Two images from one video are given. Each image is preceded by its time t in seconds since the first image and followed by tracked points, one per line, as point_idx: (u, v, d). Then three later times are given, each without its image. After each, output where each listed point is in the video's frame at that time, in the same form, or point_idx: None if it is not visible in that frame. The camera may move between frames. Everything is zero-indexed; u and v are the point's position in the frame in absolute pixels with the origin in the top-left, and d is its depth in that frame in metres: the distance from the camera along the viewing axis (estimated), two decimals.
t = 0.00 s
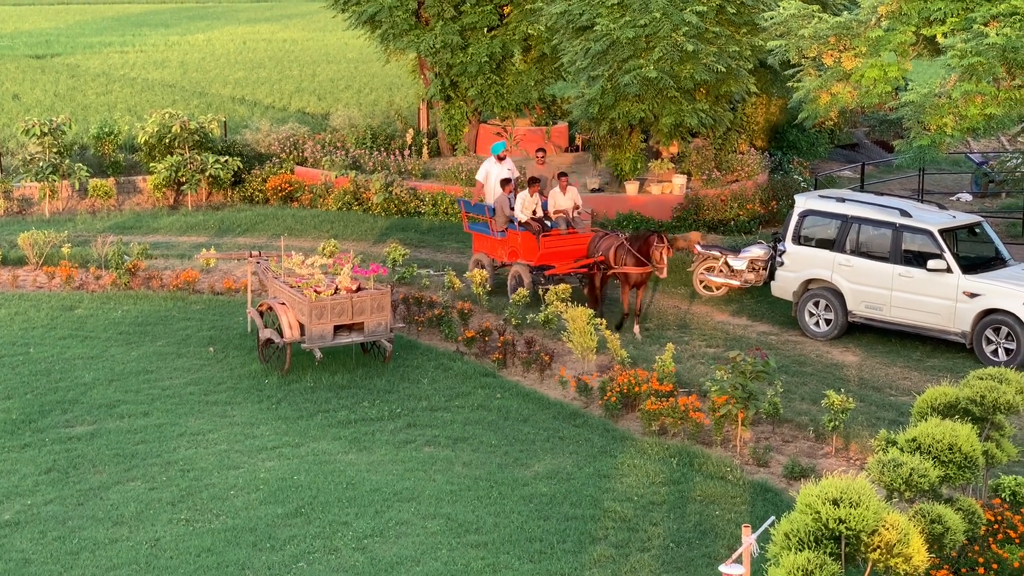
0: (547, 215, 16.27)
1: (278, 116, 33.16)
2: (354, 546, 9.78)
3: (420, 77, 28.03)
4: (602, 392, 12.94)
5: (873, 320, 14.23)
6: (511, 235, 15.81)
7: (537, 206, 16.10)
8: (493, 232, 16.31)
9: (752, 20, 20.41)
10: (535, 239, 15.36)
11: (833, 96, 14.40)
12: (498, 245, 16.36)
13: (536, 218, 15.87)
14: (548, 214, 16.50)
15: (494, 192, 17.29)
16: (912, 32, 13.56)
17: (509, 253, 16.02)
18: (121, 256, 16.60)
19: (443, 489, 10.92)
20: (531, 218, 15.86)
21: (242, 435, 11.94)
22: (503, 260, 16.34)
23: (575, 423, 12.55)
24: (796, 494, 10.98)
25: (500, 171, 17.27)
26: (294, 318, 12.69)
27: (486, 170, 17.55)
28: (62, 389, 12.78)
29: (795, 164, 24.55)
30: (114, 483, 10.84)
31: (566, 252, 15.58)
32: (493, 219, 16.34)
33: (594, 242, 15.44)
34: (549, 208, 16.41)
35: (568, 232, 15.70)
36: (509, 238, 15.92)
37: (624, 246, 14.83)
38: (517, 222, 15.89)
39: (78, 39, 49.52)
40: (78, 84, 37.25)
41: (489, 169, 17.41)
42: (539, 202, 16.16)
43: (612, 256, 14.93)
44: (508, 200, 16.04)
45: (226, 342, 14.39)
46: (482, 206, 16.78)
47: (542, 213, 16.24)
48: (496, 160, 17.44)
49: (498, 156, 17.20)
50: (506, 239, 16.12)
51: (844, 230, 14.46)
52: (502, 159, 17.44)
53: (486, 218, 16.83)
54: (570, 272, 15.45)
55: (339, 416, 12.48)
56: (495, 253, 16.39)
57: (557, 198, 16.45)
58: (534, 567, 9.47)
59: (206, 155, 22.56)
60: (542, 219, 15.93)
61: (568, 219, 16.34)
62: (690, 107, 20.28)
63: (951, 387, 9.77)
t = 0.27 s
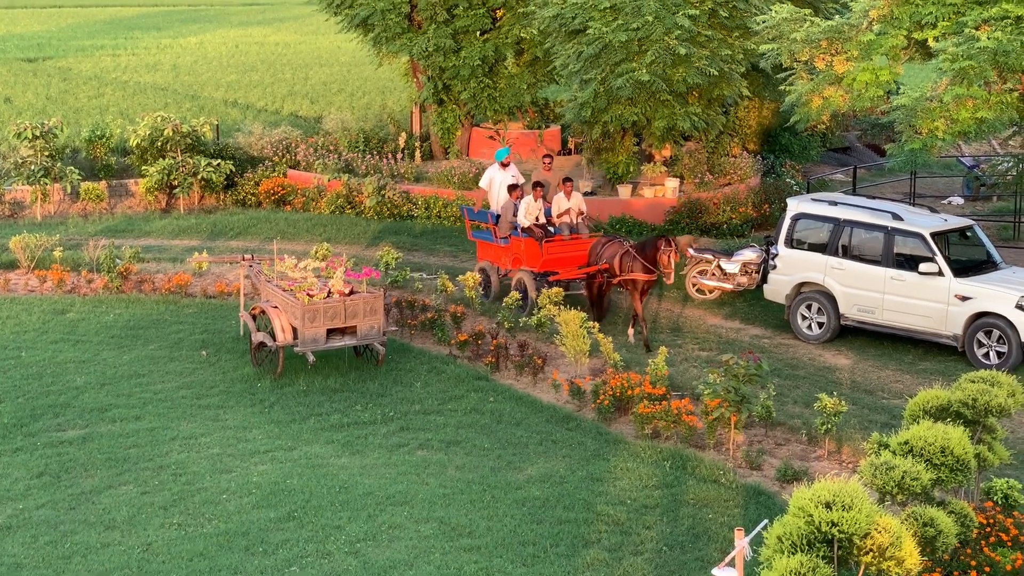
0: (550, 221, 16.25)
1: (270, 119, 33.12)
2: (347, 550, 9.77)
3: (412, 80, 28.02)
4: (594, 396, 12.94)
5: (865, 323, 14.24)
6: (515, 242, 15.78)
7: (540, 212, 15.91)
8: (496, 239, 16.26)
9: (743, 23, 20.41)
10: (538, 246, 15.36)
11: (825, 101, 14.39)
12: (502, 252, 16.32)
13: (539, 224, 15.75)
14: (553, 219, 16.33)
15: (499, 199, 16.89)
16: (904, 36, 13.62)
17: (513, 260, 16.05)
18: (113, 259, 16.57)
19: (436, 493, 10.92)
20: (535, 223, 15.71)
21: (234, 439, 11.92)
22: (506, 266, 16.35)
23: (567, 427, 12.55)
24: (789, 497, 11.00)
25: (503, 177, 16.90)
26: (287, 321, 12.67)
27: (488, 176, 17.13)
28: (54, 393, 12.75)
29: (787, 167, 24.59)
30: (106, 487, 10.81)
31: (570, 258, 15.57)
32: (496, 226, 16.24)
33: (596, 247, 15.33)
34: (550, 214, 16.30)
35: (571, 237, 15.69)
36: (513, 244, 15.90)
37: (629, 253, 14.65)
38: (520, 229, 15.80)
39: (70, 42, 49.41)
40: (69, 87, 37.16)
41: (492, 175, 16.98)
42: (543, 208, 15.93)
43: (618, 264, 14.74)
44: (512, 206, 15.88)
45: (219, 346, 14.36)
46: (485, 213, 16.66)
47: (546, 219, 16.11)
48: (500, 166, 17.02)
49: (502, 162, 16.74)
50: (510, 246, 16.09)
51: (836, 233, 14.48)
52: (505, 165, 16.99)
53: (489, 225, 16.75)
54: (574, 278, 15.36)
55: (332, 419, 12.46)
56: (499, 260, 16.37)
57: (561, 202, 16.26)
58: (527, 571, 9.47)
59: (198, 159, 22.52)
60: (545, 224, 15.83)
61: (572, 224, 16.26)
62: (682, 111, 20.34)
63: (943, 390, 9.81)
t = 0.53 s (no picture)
0: (548, 229, 16.00)
1: (258, 123, 33.08)
2: (334, 554, 9.75)
3: (400, 84, 28.00)
4: (582, 400, 12.94)
5: (852, 328, 14.25)
6: (513, 248, 15.57)
7: (539, 219, 15.74)
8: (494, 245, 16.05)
9: (731, 28, 20.36)
10: (537, 252, 15.18)
11: (812, 105, 14.29)
12: (500, 259, 16.08)
13: (538, 231, 15.59)
14: (552, 227, 16.12)
15: (499, 205, 16.74)
16: (891, 41, 13.71)
17: (510, 267, 15.70)
18: (100, 263, 16.53)
19: (423, 497, 10.91)
20: (534, 230, 15.59)
21: (221, 443, 11.90)
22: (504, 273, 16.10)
23: (555, 431, 12.55)
24: (775, 502, 11.02)
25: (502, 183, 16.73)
26: (274, 325, 12.63)
27: (487, 181, 16.93)
28: (40, 398, 12.70)
29: (775, 171, 24.64)
30: (92, 492, 10.78)
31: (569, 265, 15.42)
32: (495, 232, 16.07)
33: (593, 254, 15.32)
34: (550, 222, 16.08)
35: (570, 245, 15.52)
36: (510, 251, 15.67)
37: (631, 262, 14.64)
38: (519, 235, 15.62)
39: (57, 45, 49.30)
40: (56, 91, 37.06)
41: (492, 181, 16.80)
42: (542, 215, 15.78)
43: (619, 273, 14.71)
44: (511, 212, 15.72)
45: (205, 350, 14.33)
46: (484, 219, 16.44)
47: (545, 226, 15.93)
48: (500, 172, 16.85)
49: (502, 168, 16.55)
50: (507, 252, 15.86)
51: (823, 238, 14.52)
52: (505, 171, 16.83)
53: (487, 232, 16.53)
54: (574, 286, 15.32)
55: (319, 424, 12.44)
56: (496, 267, 16.11)
57: (561, 211, 16.04)
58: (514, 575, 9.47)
59: (185, 163, 22.49)
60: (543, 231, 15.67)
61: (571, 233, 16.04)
62: (670, 116, 20.39)
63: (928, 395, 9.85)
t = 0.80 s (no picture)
0: (548, 236, 15.89)
1: (245, 126, 33.05)
2: (321, 558, 9.74)
3: (387, 88, 27.98)
4: (569, 403, 12.93)
5: (840, 332, 14.27)
6: (510, 255, 15.31)
7: (539, 225, 15.59)
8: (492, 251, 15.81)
9: (718, 32, 20.43)
10: (534, 259, 14.90)
11: (800, 108, 14.34)
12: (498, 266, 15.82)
13: (536, 238, 15.42)
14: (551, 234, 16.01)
15: (497, 212, 16.41)
16: (878, 45, 13.71)
17: (508, 274, 15.49)
18: (86, 266, 16.49)
19: (410, 501, 10.90)
20: (532, 237, 15.41)
21: (208, 447, 11.87)
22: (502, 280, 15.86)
23: (542, 435, 12.55)
24: (762, 505, 11.03)
25: (502, 189, 16.36)
26: (261, 329, 12.59)
27: (486, 187, 16.54)
28: (26, 402, 12.66)
29: (762, 175, 24.69)
30: (78, 496, 10.75)
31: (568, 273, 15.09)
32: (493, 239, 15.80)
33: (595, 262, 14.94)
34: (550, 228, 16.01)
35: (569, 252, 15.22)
36: (507, 258, 15.42)
37: (634, 270, 14.23)
38: (517, 242, 15.43)
39: (43, 48, 49.18)
40: (43, 94, 36.97)
41: (491, 187, 16.45)
42: (541, 222, 15.67)
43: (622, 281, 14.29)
44: (509, 219, 15.56)
45: (192, 353, 14.30)
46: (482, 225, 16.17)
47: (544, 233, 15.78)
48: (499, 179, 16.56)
49: (502, 173, 16.16)
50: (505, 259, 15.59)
51: (811, 242, 14.53)
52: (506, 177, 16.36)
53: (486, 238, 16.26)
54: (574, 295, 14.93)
55: (306, 427, 12.43)
56: (494, 274, 15.87)
57: (560, 218, 15.98)
58: None
59: (172, 166, 22.46)
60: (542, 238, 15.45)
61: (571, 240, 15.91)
62: (658, 119, 20.52)
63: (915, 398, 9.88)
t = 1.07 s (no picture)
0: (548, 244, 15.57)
1: (233, 131, 33.00)
2: (309, 563, 9.72)
3: (375, 93, 27.98)
4: (557, 408, 12.93)
5: (828, 337, 14.28)
6: (509, 264, 15.11)
7: (538, 235, 15.40)
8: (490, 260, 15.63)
9: (707, 37, 20.28)
10: (534, 268, 14.70)
11: (788, 114, 14.35)
12: (497, 274, 15.62)
13: (535, 247, 15.18)
14: (550, 243, 15.72)
15: (496, 220, 16.17)
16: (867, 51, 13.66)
17: (507, 283, 15.27)
18: (74, 271, 16.47)
19: (398, 506, 10.90)
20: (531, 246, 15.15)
21: (195, 452, 11.85)
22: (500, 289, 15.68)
23: (531, 440, 12.54)
24: (750, 510, 11.04)
25: (501, 196, 16.19)
26: (250, 334, 12.60)
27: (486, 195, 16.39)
28: (13, 407, 12.63)
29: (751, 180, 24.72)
30: (65, 501, 10.73)
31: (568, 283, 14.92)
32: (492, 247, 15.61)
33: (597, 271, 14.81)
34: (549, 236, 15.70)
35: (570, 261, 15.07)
36: (506, 267, 15.21)
37: (641, 278, 14.10)
38: (515, 250, 15.23)
39: (31, 52, 49.07)
40: (31, 98, 36.88)
41: (491, 194, 16.24)
42: (541, 231, 15.44)
43: (629, 290, 14.16)
44: (508, 227, 15.37)
45: (180, 358, 14.28)
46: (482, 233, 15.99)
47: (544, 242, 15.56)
48: (499, 185, 16.31)
49: (501, 181, 16.02)
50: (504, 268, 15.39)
51: (799, 247, 14.54)
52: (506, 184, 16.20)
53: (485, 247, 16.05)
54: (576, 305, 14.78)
55: (294, 432, 12.41)
56: (493, 283, 15.71)
57: (560, 227, 15.66)
58: None
59: (160, 170, 22.44)
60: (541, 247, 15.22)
61: (570, 249, 15.60)
62: (647, 124, 20.55)
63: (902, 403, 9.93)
